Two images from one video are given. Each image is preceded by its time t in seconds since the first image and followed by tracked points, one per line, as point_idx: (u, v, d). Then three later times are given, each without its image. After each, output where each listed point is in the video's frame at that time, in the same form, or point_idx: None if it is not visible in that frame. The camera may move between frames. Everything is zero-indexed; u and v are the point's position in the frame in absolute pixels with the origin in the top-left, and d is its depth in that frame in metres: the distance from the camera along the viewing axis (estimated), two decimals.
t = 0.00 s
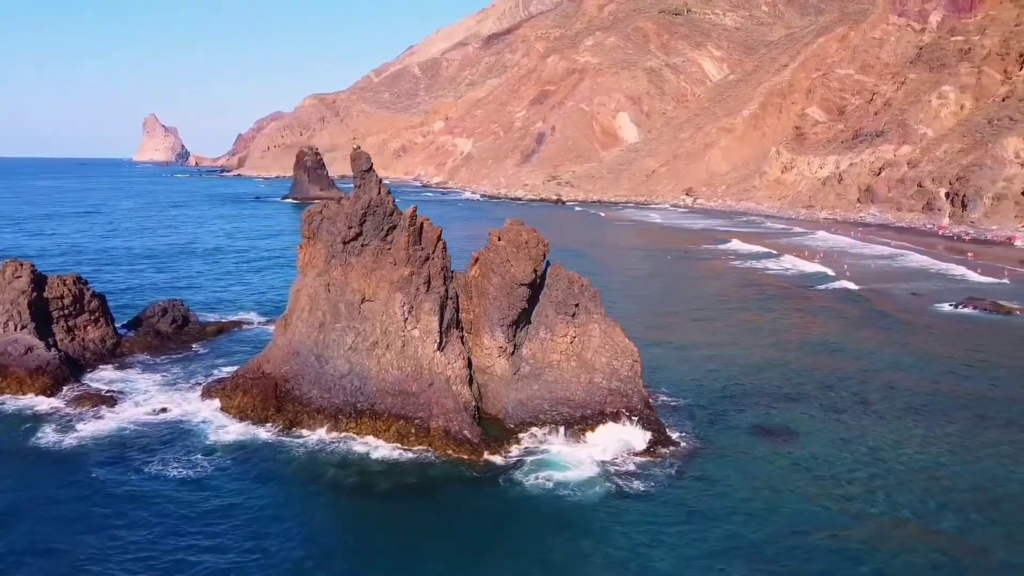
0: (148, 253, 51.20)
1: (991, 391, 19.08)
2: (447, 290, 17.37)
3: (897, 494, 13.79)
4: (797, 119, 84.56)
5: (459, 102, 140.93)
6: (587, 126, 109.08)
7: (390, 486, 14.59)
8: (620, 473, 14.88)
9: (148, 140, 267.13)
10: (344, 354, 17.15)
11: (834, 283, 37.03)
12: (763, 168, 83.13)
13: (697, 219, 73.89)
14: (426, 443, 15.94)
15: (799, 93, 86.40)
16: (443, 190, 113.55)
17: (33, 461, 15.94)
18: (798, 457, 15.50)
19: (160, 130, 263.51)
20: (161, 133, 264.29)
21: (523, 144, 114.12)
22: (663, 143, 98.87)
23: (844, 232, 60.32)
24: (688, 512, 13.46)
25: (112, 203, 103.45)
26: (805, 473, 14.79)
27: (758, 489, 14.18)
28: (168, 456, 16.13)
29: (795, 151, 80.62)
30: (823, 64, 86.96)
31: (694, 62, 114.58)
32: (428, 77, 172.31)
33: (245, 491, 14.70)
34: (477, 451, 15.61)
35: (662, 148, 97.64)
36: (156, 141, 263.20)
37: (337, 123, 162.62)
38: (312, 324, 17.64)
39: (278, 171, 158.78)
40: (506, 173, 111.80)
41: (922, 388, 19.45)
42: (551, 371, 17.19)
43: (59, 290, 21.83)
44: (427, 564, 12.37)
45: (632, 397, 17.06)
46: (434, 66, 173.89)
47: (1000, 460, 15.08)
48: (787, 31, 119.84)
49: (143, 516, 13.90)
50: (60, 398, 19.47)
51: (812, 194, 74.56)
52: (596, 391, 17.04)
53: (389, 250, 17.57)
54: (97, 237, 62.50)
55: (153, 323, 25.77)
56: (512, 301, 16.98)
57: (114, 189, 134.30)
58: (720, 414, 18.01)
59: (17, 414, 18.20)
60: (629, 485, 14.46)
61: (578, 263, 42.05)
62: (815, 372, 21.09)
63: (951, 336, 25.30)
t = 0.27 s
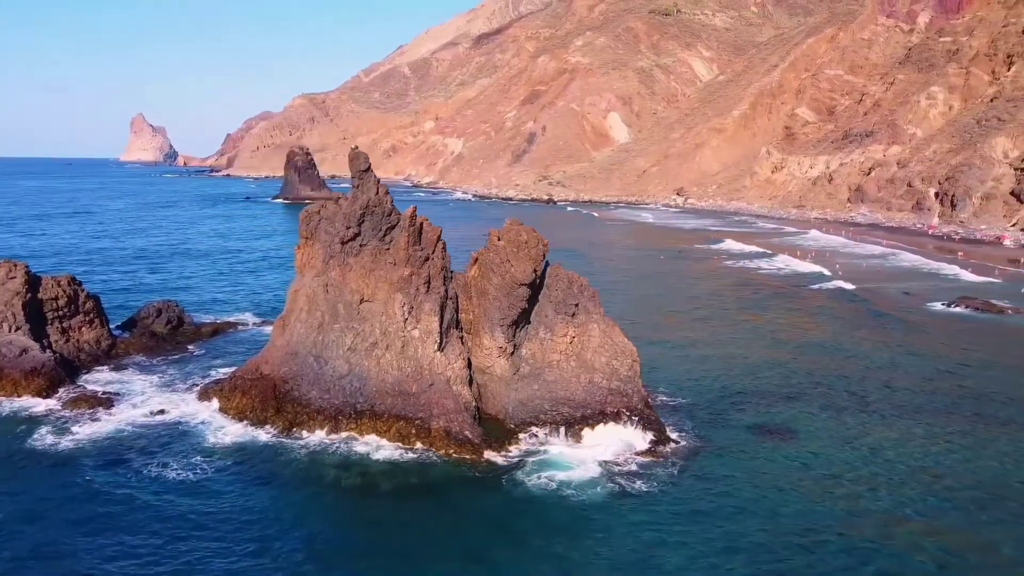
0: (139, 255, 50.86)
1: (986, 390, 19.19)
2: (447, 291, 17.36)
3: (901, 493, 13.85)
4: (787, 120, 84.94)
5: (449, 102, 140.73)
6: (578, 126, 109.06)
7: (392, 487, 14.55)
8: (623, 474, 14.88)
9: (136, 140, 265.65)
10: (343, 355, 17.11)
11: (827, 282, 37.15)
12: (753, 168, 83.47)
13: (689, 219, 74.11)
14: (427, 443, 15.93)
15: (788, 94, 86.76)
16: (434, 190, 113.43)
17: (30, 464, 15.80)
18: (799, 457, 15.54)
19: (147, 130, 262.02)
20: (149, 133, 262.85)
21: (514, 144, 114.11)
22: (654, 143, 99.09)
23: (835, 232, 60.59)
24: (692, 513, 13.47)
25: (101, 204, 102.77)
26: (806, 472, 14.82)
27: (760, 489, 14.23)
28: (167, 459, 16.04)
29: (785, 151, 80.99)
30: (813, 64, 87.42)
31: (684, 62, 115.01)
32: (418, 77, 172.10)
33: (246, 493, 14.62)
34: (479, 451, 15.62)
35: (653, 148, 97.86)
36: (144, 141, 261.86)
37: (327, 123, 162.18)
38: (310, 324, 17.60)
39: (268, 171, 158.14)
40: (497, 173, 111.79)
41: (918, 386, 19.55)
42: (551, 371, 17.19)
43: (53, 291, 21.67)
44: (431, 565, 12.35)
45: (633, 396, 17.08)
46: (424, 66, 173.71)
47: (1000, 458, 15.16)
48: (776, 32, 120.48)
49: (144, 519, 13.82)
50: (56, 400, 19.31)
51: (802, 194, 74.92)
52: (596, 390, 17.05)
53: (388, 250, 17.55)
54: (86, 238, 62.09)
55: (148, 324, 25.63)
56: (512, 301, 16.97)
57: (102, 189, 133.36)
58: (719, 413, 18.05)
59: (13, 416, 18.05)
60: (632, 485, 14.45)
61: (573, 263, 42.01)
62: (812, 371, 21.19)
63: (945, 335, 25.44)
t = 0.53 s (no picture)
0: (129, 255, 50.55)
1: (981, 389, 19.34)
2: (447, 291, 17.35)
3: (902, 491, 13.92)
4: (777, 120, 85.31)
5: (440, 102, 140.49)
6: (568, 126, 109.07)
7: (393, 488, 14.52)
8: (625, 473, 14.91)
9: (123, 139, 264.06)
10: (342, 356, 17.07)
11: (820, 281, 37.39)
12: (744, 168, 83.77)
13: (680, 219, 74.30)
14: (428, 443, 15.91)
15: (778, 94, 87.14)
16: (426, 190, 113.27)
17: (27, 467, 15.68)
18: (798, 456, 15.60)
19: (135, 130, 260.36)
20: (137, 133, 261.29)
21: (505, 144, 114.11)
22: (645, 143, 99.32)
23: (827, 231, 60.88)
24: (695, 512, 13.48)
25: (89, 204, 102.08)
26: (807, 471, 14.89)
27: (761, 487, 14.28)
28: (166, 460, 15.94)
29: (775, 151, 81.35)
30: (803, 65, 87.84)
31: (674, 62, 115.40)
32: (409, 76, 171.90)
33: (247, 494, 14.55)
34: (479, 451, 15.62)
35: (644, 148, 98.07)
36: (132, 140, 260.42)
37: (316, 122, 161.67)
38: (309, 325, 17.55)
39: (258, 171, 157.51)
40: (488, 172, 111.77)
41: (914, 385, 19.69)
42: (550, 370, 17.20)
43: (48, 292, 21.52)
44: (435, 565, 12.33)
45: (633, 395, 17.12)
46: (414, 66, 173.46)
47: (998, 456, 15.27)
48: (765, 32, 121.09)
49: (144, 521, 13.74)
50: (52, 401, 19.17)
51: (793, 193, 75.25)
52: (596, 390, 17.08)
53: (388, 251, 17.51)
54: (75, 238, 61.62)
55: (143, 325, 25.49)
56: (512, 301, 16.95)
57: (90, 189, 132.42)
58: (717, 413, 18.11)
59: (9, 418, 17.91)
60: (634, 485, 14.47)
61: (568, 262, 41.96)
62: (808, 370, 21.34)
63: (938, 334, 25.64)
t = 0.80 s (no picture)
0: (120, 255, 50.23)
1: (978, 387, 19.49)
2: (447, 291, 17.33)
3: (903, 490, 13.98)
4: (767, 120, 85.68)
5: (430, 102, 140.23)
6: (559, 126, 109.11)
7: (395, 489, 14.49)
8: (626, 473, 14.94)
9: (111, 139, 262.60)
10: (341, 356, 17.03)
11: (813, 280, 37.62)
12: (735, 167, 84.09)
13: (672, 219, 74.51)
14: (429, 443, 15.89)
15: (769, 94, 87.53)
16: (417, 189, 113.13)
17: (24, 469, 15.55)
18: (799, 455, 15.67)
19: (123, 130, 258.86)
20: (124, 133, 259.84)
21: (496, 143, 114.09)
22: (636, 143, 99.51)
23: (818, 231, 61.17)
24: (698, 512, 13.49)
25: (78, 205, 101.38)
26: (808, 470, 14.94)
27: (763, 487, 14.31)
28: (165, 462, 15.84)
29: (766, 151, 81.67)
30: (792, 65, 88.25)
31: (664, 62, 115.73)
32: (399, 76, 171.67)
33: (248, 496, 14.48)
34: (481, 451, 15.61)
35: (635, 147, 98.24)
36: (120, 140, 259.09)
37: (306, 122, 161.18)
38: (308, 325, 17.49)
39: (248, 171, 156.90)
40: (479, 172, 111.73)
41: (910, 383, 19.85)
42: (551, 370, 17.20)
43: (43, 293, 21.36)
44: (440, 564, 12.32)
45: (633, 395, 17.17)
46: (404, 65, 173.21)
47: (997, 455, 15.36)
48: (755, 32, 121.63)
49: (144, 523, 13.65)
50: (48, 402, 19.02)
51: (784, 193, 75.56)
52: (596, 390, 17.10)
53: (387, 251, 17.48)
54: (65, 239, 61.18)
55: (138, 326, 25.33)
56: (512, 301, 16.95)
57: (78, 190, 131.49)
58: (716, 412, 18.16)
59: (5, 420, 17.77)
60: (637, 485, 14.49)
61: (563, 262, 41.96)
62: (805, 368, 21.47)
63: (932, 332, 25.85)
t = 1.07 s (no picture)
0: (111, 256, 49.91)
1: (973, 385, 19.63)
2: (447, 291, 17.32)
3: (905, 488, 14.05)
4: (757, 120, 86.01)
5: (420, 101, 139.96)
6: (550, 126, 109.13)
7: (397, 490, 14.45)
8: (629, 473, 14.95)
9: (97, 139, 260.86)
10: (340, 356, 16.98)
11: (805, 280, 37.82)
12: (725, 167, 84.37)
13: (663, 218, 74.70)
14: (431, 444, 15.86)
15: (759, 94, 87.88)
16: (408, 189, 112.95)
17: (20, 472, 15.40)
18: (800, 454, 15.71)
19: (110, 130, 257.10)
20: (111, 133, 258.13)
21: (486, 143, 114.04)
22: (626, 142, 99.65)
23: (809, 230, 61.46)
24: (702, 511, 13.51)
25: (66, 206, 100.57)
26: (810, 469, 14.99)
27: (767, 486, 14.33)
28: (164, 464, 15.73)
29: (756, 151, 81.97)
30: (782, 65, 88.66)
31: (654, 62, 116.06)
32: (388, 76, 171.40)
33: (250, 498, 14.39)
34: (482, 451, 15.59)
35: (626, 147, 98.38)
36: (107, 140, 257.48)
37: (296, 121, 160.63)
38: (307, 325, 17.42)
39: (237, 171, 156.21)
40: (470, 172, 111.66)
41: (906, 382, 19.97)
42: (551, 370, 17.20)
43: (37, 294, 21.19)
44: (445, 564, 12.32)
45: (633, 395, 17.22)
46: (394, 65, 172.90)
47: (996, 453, 15.45)
48: (744, 32, 122.09)
49: (145, 526, 13.56)
50: (44, 404, 18.86)
51: (774, 193, 75.86)
52: (596, 389, 17.13)
53: (387, 251, 17.45)
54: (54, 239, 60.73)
55: (132, 327, 25.17)
56: (512, 301, 16.96)
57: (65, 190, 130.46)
58: (715, 411, 18.21)
59: (0, 422, 17.62)
60: (639, 485, 14.51)
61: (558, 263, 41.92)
62: (802, 367, 21.56)
63: (926, 331, 26.02)
